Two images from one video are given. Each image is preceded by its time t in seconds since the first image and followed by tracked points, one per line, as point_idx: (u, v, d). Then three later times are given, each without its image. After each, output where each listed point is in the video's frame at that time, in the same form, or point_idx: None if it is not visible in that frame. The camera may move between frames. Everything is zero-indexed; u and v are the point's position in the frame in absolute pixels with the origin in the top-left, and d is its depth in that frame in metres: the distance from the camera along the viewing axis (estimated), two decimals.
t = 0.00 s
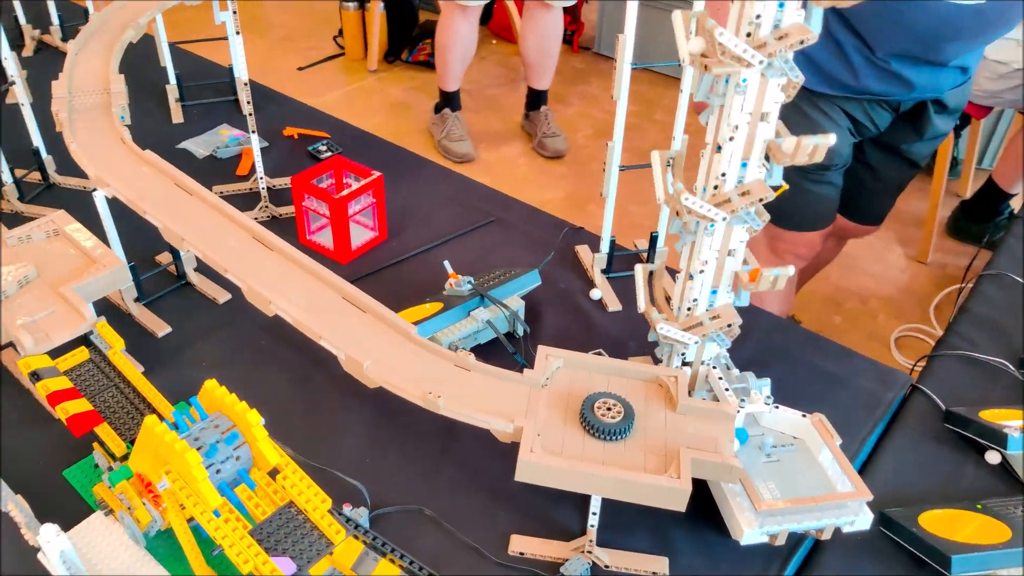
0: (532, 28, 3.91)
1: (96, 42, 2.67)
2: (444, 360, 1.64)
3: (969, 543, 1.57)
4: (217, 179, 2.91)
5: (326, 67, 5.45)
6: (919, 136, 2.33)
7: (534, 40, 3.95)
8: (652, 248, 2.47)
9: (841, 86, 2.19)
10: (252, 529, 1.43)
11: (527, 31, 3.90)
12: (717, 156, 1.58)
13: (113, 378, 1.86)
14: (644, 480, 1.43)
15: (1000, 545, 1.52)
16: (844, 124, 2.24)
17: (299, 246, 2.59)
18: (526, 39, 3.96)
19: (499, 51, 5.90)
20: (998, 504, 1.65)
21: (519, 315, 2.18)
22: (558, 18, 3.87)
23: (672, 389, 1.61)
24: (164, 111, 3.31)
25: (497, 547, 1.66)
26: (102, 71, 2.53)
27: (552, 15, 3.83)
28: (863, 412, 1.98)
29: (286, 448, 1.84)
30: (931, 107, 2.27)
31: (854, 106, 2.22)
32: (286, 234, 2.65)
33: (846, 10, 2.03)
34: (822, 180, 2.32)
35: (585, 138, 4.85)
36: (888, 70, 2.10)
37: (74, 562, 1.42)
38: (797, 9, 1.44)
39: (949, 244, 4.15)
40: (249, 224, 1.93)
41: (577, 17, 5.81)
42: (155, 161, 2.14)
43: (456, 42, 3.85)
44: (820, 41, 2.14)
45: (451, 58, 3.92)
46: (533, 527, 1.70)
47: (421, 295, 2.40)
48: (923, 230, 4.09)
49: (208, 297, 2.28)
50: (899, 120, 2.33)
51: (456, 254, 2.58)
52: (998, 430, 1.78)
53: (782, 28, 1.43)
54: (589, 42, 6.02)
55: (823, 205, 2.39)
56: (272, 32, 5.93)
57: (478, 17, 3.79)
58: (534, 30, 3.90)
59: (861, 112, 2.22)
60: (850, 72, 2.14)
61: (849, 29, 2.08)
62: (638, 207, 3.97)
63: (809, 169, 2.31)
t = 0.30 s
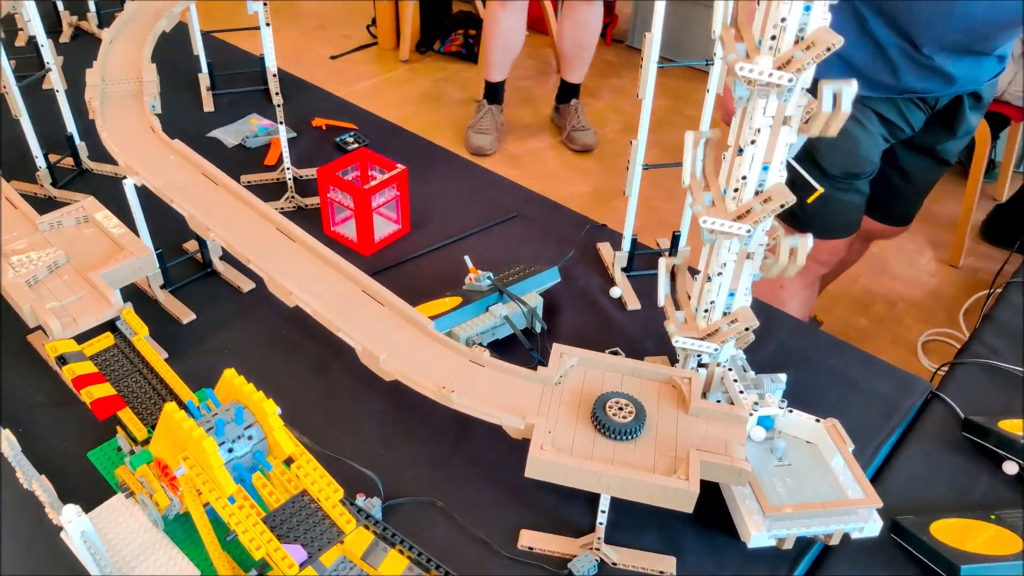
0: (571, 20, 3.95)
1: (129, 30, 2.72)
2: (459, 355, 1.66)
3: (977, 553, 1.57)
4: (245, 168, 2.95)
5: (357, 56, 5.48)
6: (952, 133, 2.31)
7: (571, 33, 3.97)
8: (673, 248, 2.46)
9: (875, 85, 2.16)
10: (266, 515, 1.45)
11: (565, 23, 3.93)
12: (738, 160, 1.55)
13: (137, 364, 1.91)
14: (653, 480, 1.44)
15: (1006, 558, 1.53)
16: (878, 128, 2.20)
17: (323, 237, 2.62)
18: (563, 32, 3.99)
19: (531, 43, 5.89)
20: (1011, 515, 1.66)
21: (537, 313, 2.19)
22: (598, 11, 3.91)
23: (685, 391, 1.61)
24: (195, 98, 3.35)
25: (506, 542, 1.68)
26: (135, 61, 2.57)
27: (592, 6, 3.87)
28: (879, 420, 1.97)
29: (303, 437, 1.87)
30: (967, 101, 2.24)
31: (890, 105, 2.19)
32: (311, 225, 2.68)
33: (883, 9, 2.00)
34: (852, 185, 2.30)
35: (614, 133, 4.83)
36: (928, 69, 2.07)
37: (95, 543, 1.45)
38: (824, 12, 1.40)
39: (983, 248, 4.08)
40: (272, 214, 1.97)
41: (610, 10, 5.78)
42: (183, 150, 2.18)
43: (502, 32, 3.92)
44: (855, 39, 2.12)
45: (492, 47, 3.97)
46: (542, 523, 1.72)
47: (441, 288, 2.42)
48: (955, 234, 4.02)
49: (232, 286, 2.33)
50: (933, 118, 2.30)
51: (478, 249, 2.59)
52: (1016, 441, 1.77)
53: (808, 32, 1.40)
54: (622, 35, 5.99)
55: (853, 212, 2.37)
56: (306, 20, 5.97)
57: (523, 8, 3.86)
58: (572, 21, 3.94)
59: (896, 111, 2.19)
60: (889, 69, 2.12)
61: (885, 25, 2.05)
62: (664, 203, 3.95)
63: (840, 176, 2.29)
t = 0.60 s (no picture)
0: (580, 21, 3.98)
1: (137, 37, 2.76)
2: (453, 361, 1.71)
3: (958, 558, 1.61)
4: (250, 172, 3.00)
5: (365, 56, 5.51)
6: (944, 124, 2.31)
7: (579, 35, 4.00)
8: (670, 254, 2.49)
9: (902, 90, 2.08)
10: (263, 518, 1.52)
11: (575, 24, 3.96)
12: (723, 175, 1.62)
13: (142, 368, 1.97)
14: (639, 486, 1.48)
15: (988, 562, 1.57)
16: (896, 130, 2.16)
17: (326, 242, 2.67)
18: (572, 33, 4.02)
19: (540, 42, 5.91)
20: (994, 522, 1.69)
21: (533, 319, 2.23)
22: (607, 13, 3.93)
23: (674, 398, 1.65)
24: (203, 102, 3.40)
25: (498, 543, 1.72)
26: (143, 66, 2.62)
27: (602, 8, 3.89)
28: (868, 425, 2.00)
29: (303, 440, 1.92)
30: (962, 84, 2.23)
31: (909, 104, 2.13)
32: (315, 229, 2.73)
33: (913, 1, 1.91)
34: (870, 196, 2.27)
35: (620, 133, 4.86)
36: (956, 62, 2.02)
37: (99, 541, 1.52)
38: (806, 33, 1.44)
39: (987, 250, 4.09)
40: (274, 222, 2.01)
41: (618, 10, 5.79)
42: (189, 158, 2.23)
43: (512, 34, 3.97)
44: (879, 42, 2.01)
45: (502, 47, 4.01)
46: (534, 525, 1.76)
47: (442, 293, 2.46)
48: (959, 236, 4.03)
49: (237, 290, 2.38)
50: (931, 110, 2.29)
51: (478, 254, 2.63)
52: (999, 447, 1.81)
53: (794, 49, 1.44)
54: (631, 35, 6.00)
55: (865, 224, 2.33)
56: (315, 20, 6.01)
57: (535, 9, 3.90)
58: (580, 23, 3.96)
59: (912, 112, 2.15)
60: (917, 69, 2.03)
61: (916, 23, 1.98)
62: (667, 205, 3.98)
63: (861, 189, 2.24)
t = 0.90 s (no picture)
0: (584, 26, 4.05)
1: (148, 52, 2.84)
2: (451, 372, 1.78)
3: (934, 561, 1.69)
4: (258, 181, 3.08)
5: (372, 58, 5.58)
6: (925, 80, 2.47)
7: (582, 39, 4.07)
8: (664, 263, 2.56)
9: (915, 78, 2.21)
10: (269, 523, 1.61)
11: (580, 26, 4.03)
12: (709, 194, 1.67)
13: (153, 376, 2.06)
14: (626, 492, 1.55)
15: (961, 565, 1.65)
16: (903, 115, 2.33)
17: (331, 250, 2.75)
18: (575, 37, 4.08)
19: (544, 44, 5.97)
20: (969, 525, 1.78)
21: (530, 327, 2.31)
22: (610, 20, 3.99)
23: (661, 407, 1.73)
24: (211, 111, 3.48)
25: (495, 545, 1.80)
26: (154, 81, 2.70)
27: (607, 14, 3.96)
28: (852, 432, 2.07)
29: (308, 445, 2.00)
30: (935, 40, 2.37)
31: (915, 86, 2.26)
32: (321, 238, 2.81)
33: None
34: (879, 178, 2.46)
35: (623, 136, 4.92)
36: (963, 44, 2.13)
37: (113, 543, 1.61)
38: (786, 60, 1.50)
39: (986, 253, 4.13)
40: (280, 235, 2.09)
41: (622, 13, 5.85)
42: (198, 172, 2.31)
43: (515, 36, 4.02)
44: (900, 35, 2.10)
45: (506, 52, 4.08)
46: (530, 528, 1.84)
47: (443, 301, 2.54)
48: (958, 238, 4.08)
49: (244, 298, 2.46)
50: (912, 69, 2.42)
51: (478, 262, 2.70)
52: (976, 454, 1.88)
53: (772, 79, 1.49)
54: (635, 38, 6.06)
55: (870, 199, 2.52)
56: (321, 22, 6.07)
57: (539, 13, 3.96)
58: (584, 26, 4.03)
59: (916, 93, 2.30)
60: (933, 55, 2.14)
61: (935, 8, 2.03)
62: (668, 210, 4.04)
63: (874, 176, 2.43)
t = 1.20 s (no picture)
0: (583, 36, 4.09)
1: (151, 70, 2.89)
2: (445, 389, 1.83)
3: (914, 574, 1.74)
4: (261, 195, 3.13)
5: (375, 64, 5.63)
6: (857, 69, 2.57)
7: (582, 49, 4.11)
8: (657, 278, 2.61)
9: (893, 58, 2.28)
10: (268, 538, 1.71)
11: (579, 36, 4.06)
12: (694, 219, 1.72)
13: (156, 393, 2.12)
14: (612, 508, 1.61)
15: None
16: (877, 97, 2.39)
17: (331, 264, 2.80)
18: (575, 46, 4.12)
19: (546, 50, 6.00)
20: (950, 538, 1.83)
21: (525, 342, 2.36)
22: (609, 30, 4.01)
23: (648, 424, 1.78)
24: (215, 124, 3.54)
25: (487, 558, 1.86)
26: (158, 99, 2.76)
27: (606, 25, 4.01)
28: (837, 446, 2.13)
29: (308, 459, 2.06)
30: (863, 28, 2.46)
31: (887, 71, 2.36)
32: (321, 252, 2.87)
33: None
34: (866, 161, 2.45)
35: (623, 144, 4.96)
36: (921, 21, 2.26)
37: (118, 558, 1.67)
38: (766, 93, 1.55)
39: (984, 259, 4.15)
40: (281, 253, 2.15)
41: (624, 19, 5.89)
42: (202, 191, 2.37)
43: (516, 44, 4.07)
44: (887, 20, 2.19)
45: (507, 61, 4.14)
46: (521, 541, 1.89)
47: (441, 315, 2.59)
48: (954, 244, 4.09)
49: (246, 312, 2.51)
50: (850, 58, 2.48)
51: (476, 277, 2.76)
52: (957, 470, 1.93)
53: (753, 112, 1.55)
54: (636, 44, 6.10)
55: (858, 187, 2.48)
56: (325, 28, 6.11)
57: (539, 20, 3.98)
58: (584, 35, 4.05)
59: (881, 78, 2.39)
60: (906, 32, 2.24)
61: None
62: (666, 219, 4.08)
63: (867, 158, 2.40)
